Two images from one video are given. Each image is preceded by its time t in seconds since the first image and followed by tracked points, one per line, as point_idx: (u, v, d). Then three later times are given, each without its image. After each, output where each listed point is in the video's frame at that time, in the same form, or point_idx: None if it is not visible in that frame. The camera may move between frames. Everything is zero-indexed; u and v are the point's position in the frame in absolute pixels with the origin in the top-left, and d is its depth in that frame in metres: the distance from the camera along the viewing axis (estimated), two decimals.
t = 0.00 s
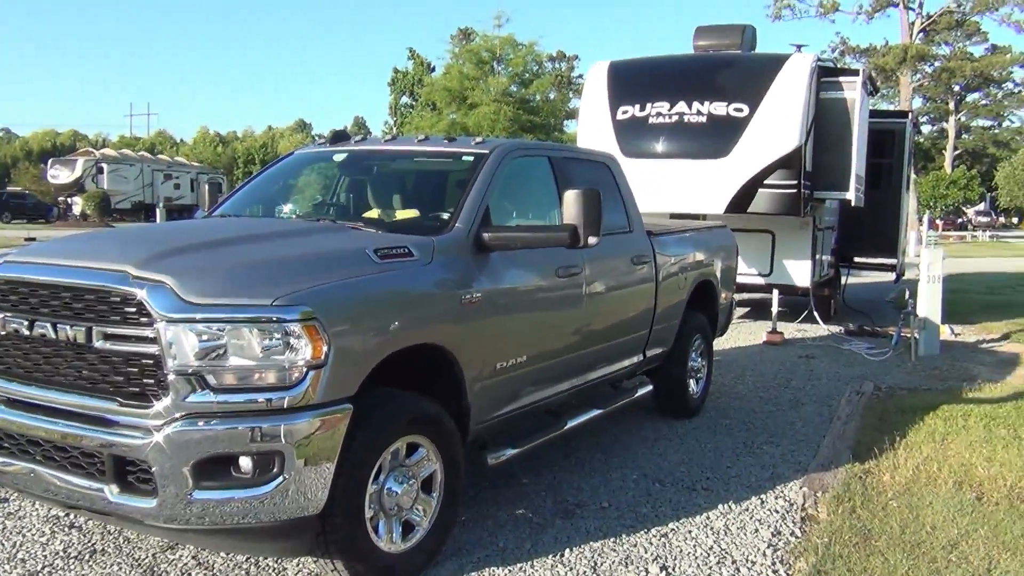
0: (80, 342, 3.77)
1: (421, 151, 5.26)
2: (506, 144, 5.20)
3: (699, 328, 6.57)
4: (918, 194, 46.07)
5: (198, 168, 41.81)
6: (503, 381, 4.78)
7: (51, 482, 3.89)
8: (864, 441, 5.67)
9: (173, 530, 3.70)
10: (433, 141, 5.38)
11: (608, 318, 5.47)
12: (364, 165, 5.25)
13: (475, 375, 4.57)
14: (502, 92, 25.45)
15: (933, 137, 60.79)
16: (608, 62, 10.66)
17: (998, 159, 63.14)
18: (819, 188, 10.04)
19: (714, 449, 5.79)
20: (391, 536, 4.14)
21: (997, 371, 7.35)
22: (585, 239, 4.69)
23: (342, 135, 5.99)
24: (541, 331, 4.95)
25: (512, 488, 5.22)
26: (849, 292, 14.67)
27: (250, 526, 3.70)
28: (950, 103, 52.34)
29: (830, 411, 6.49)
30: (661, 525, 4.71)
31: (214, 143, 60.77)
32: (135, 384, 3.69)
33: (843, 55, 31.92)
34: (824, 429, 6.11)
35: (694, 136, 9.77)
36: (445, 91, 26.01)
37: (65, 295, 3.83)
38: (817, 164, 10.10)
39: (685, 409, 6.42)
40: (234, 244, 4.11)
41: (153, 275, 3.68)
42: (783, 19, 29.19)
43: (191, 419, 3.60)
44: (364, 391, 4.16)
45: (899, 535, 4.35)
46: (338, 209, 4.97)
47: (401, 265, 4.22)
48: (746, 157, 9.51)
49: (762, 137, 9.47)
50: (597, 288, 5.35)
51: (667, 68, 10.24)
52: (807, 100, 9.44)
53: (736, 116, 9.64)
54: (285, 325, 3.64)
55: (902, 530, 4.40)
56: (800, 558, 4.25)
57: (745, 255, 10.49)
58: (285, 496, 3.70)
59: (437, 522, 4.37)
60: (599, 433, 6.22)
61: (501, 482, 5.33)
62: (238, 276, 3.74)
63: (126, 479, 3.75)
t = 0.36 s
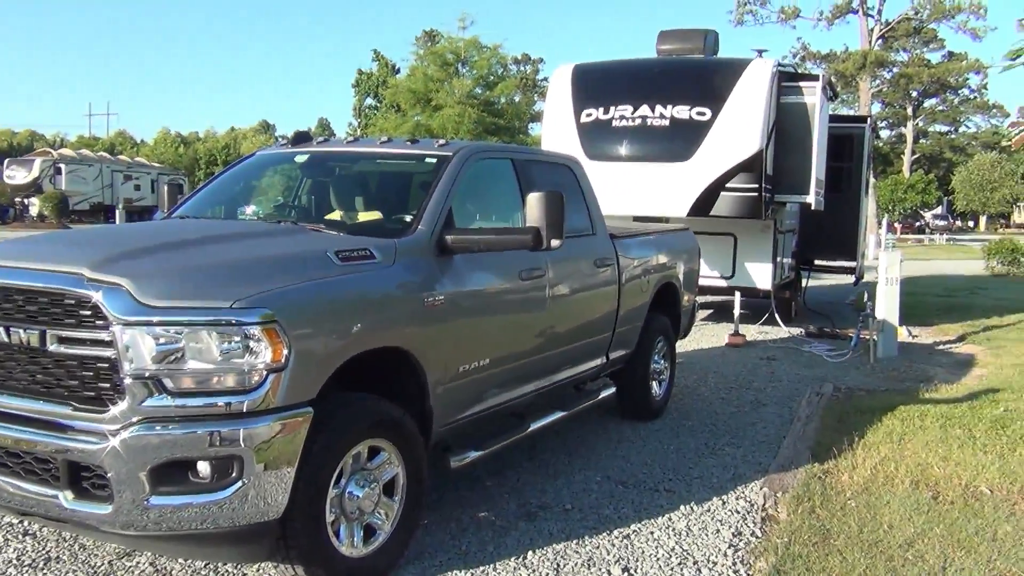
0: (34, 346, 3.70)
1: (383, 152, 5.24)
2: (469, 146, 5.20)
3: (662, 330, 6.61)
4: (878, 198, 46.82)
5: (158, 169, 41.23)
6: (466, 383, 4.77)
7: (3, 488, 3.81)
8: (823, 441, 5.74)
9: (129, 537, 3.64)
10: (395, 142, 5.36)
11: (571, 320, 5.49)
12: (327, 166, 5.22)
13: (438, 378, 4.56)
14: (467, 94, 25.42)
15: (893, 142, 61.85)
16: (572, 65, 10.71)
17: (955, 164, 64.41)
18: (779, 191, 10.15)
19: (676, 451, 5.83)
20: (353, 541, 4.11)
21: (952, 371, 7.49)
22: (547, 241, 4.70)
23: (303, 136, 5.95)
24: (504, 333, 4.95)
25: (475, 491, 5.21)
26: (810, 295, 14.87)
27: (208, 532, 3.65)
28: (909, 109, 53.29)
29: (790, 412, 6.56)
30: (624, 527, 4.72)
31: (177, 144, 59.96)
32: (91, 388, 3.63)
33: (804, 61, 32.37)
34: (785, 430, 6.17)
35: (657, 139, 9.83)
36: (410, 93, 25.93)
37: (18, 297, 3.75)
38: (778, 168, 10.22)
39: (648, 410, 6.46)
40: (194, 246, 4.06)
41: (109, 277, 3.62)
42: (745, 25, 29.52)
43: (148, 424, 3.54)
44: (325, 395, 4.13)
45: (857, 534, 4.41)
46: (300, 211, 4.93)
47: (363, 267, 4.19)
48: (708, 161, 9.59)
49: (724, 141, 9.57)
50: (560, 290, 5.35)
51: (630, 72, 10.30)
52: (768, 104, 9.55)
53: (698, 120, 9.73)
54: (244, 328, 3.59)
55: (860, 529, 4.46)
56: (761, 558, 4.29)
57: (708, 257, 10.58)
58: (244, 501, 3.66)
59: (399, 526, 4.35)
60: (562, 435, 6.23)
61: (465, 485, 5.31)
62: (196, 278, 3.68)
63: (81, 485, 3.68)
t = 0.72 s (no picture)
0: None
1: (351, 158, 5.21)
2: (437, 152, 5.19)
3: (631, 335, 6.64)
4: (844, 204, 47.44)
5: (124, 173, 40.69)
6: (435, 390, 4.75)
7: None
8: (789, 445, 5.79)
9: (90, 547, 3.58)
10: (363, 148, 5.33)
11: (540, 326, 5.49)
12: (294, 171, 5.18)
13: (406, 385, 4.54)
14: (436, 99, 25.40)
15: (858, 149, 62.73)
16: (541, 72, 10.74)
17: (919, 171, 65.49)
18: (746, 198, 10.25)
19: (645, 456, 5.85)
20: (319, 549, 4.07)
21: (916, 376, 7.60)
22: (515, 247, 4.70)
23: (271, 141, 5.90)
24: (472, 339, 4.94)
25: (444, 497, 5.19)
26: (777, 300, 15.04)
27: (172, 541, 3.60)
28: (874, 117, 54.10)
29: (757, 416, 6.62)
30: (592, 533, 4.73)
31: (143, 147, 59.21)
32: (52, 396, 3.57)
33: (771, 69, 32.78)
34: (752, 434, 6.22)
35: (625, 146, 9.87)
36: (379, 98, 25.85)
37: None
38: (745, 174, 10.32)
39: (617, 416, 6.48)
40: (159, 252, 4.01)
41: (71, 283, 3.56)
42: (712, 33, 29.84)
43: (110, 432, 3.48)
44: (292, 402, 4.09)
45: (822, 537, 4.45)
46: (267, 217, 4.89)
47: (330, 273, 4.16)
48: (676, 167, 9.65)
49: (691, 148, 9.64)
50: (528, 296, 5.36)
51: (599, 79, 10.34)
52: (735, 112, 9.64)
53: (666, 126, 9.79)
54: (209, 334, 3.55)
55: (825, 533, 4.51)
56: (728, 562, 4.31)
57: (677, 263, 10.66)
58: (209, 509, 3.61)
59: (366, 533, 4.32)
60: (532, 440, 6.23)
61: (433, 491, 5.29)
62: (160, 284, 3.63)
63: (42, 494, 3.62)
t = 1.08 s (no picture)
0: None
1: (326, 164, 5.19)
2: (412, 158, 5.17)
3: (607, 341, 6.65)
4: (818, 210, 47.88)
5: (97, 179, 40.26)
6: (410, 397, 4.73)
7: None
8: (764, 450, 5.82)
9: (61, 558, 3.53)
10: (338, 154, 5.31)
11: (516, 332, 5.49)
12: (268, 177, 5.15)
13: (382, 392, 4.52)
14: (412, 106, 25.38)
15: (833, 155, 63.35)
16: (517, 78, 10.76)
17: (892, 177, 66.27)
18: (721, 204, 10.32)
19: (621, 462, 5.86)
20: (294, 558, 4.03)
21: (889, 380, 7.67)
22: (491, 254, 4.70)
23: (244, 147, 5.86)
24: (448, 346, 4.92)
25: (420, 505, 5.16)
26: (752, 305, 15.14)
27: (144, 552, 3.55)
28: (847, 123, 54.71)
29: (733, 422, 6.64)
30: (569, 539, 4.73)
31: (117, 153, 58.64)
32: (21, 406, 3.53)
33: (746, 76, 33.06)
34: (727, 439, 6.25)
35: (601, 152, 9.91)
36: (355, 104, 25.78)
37: None
38: (719, 181, 10.38)
39: (593, 422, 6.49)
40: (131, 259, 3.96)
41: (40, 291, 3.51)
42: (688, 40, 30.06)
43: (81, 441, 3.44)
44: (265, 410, 4.05)
45: (797, 542, 4.48)
46: (240, 223, 4.86)
47: (304, 281, 4.14)
48: (651, 173, 9.69)
49: (666, 155, 9.68)
50: (504, 302, 5.35)
51: (575, 85, 10.38)
52: (710, 118, 9.71)
53: (642, 133, 9.83)
54: (181, 342, 3.51)
55: (800, 537, 4.53)
56: (704, 567, 4.32)
57: (653, 269, 10.70)
58: (182, 519, 3.57)
59: (341, 542, 4.29)
60: (508, 447, 6.23)
61: (409, 499, 5.27)
62: (132, 292, 3.59)
63: (11, 505, 3.57)
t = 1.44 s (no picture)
0: None
1: (298, 176, 5.16)
2: (385, 170, 5.17)
3: (579, 353, 6.66)
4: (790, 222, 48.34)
5: (66, 189, 39.76)
6: (382, 410, 4.71)
7: None
8: (736, 462, 5.85)
9: None
10: (310, 166, 5.29)
11: (489, 345, 5.49)
12: (239, 189, 5.11)
13: (353, 406, 4.49)
14: (386, 117, 25.35)
15: (804, 168, 64.07)
16: (491, 91, 10.79)
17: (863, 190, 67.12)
18: (693, 217, 10.39)
19: (593, 474, 5.86)
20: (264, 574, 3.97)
21: (859, 392, 7.74)
22: (463, 266, 4.70)
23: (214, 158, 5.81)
24: (420, 358, 4.90)
25: (392, 519, 5.13)
26: (724, 317, 15.25)
27: (111, 569, 3.48)
28: (818, 137, 55.38)
29: (705, 433, 6.68)
30: (541, 552, 4.72)
31: (87, 163, 57.97)
32: None
33: (718, 89, 33.38)
34: (700, 451, 6.28)
35: (575, 165, 9.94)
36: (328, 115, 25.69)
37: None
38: (692, 194, 10.46)
39: (566, 434, 6.49)
40: (98, 271, 3.91)
41: (4, 304, 3.45)
42: (661, 53, 30.34)
43: (46, 457, 3.37)
44: (235, 424, 4.02)
45: (768, 553, 4.50)
46: (210, 235, 4.82)
47: (275, 293, 4.11)
48: (625, 186, 9.74)
49: (639, 167, 9.74)
50: (477, 314, 5.35)
51: (549, 98, 10.42)
52: (682, 132, 9.79)
53: (615, 146, 9.88)
54: (149, 356, 3.47)
55: (771, 548, 4.55)
56: None
57: (626, 281, 10.74)
58: (149, 535, 3.52)
59: (311, 557, 4.25)
60: (481, 459, 6.21)
61: (381, 513, 5.23)
62: (99, 305, 3.54)
63: None
